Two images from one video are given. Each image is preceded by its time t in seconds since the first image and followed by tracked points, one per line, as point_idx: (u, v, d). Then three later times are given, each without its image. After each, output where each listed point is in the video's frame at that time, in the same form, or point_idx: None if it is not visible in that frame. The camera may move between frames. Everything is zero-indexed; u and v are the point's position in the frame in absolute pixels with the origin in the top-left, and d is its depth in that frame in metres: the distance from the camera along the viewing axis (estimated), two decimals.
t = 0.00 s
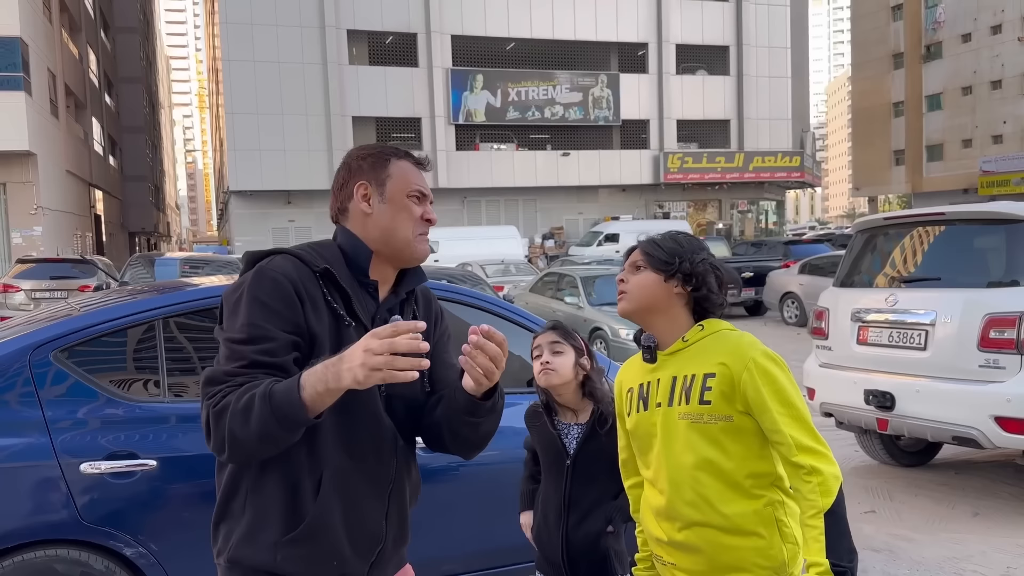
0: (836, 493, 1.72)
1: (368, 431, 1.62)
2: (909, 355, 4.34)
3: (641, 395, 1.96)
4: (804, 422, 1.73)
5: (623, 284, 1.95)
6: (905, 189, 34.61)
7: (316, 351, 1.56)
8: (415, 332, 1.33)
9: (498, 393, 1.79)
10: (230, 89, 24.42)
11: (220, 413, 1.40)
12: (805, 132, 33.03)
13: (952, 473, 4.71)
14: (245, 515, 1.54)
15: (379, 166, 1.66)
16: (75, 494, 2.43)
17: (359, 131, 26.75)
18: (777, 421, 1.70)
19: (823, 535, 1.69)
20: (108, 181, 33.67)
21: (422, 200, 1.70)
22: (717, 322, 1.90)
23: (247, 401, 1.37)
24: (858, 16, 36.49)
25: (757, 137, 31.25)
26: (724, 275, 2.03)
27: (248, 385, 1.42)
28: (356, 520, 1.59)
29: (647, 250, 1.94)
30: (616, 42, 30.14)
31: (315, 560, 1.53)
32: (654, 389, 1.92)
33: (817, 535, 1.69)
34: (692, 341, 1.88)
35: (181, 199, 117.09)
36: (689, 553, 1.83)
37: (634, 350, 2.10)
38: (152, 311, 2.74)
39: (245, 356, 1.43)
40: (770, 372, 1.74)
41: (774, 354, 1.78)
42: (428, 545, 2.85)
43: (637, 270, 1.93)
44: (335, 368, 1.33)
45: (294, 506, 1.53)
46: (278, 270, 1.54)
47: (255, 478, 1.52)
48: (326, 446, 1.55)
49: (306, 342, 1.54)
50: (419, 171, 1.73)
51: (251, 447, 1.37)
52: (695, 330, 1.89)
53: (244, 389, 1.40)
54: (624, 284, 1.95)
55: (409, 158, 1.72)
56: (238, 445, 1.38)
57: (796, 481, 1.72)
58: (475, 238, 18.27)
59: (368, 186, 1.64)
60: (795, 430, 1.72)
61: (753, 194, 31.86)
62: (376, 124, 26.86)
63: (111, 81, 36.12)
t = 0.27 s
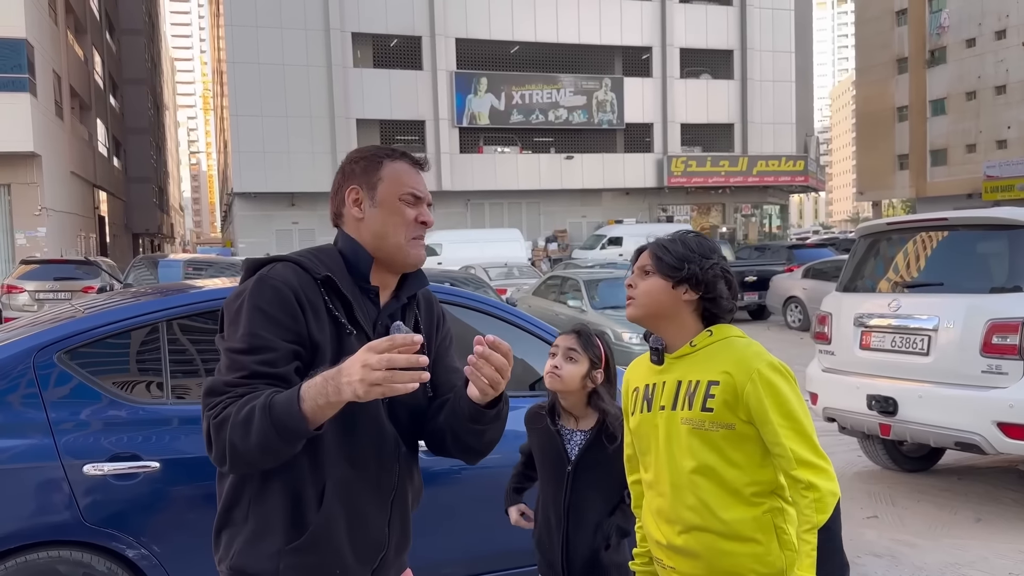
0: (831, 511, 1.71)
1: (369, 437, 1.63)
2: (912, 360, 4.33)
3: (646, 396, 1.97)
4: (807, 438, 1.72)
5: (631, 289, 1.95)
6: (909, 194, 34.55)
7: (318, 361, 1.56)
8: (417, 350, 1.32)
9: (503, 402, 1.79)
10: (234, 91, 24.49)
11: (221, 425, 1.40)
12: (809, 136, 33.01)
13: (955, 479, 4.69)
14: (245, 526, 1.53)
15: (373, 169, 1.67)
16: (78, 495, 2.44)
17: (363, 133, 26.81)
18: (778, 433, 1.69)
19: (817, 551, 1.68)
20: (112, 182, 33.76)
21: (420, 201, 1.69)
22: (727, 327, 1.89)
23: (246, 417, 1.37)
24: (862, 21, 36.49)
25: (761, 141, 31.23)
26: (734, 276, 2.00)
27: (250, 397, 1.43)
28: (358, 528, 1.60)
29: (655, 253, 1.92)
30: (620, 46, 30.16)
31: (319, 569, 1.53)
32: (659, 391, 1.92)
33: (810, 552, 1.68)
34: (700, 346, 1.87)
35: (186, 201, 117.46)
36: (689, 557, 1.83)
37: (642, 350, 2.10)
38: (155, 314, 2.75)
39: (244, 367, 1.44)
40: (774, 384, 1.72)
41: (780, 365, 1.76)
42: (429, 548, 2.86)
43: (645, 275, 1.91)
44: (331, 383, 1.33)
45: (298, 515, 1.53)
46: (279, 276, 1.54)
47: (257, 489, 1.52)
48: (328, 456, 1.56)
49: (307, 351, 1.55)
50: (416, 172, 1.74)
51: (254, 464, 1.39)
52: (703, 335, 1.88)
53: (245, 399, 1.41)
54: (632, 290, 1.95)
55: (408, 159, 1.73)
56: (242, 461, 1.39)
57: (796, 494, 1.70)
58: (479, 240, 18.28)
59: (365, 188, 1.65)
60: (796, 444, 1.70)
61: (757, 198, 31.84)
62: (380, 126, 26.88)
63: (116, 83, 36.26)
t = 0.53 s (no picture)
0: (822, 521, 1.66)
1: (372, 440, 1.65)
2: (911, 363, 4.34)
3: (649, 395, 1.99)
4: (804, 446, 1.71)
5: (639, 291, 1.96)
6: (909, 196, 34.57)
7: (325, 366, 1.57)
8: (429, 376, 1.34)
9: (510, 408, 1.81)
10: (236, 90, 24.50)
11: (228, 430, 1.41)
12: (809, 138, 33.03)
13: (953, 481, 4.71)
14: (249, 527, 1.54)
15: (402, 173, 1.68)
16: (80, 491, 2.46)
17: (364, 133, 26.84)
18: (775, 440, 1.70)
19: (805, 558, 1.65)
20: (113, 180, 33.76)
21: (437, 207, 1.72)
22: (733, 331, 1.90)
23: (253, 424, 1.38)
24: (864, 24, 36.52)
25: (762, 143, 31.25)
26: (743, 284, 2.01)
27: (257, 402, 1.44)
28: (361, 530, 1.62)
29: (665, 254, 1.92)
30: (622, 48, 30.19)
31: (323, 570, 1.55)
32: (662, 391, 1.95)
33: (797, 558, 1.65)
34: (705, 348, 1.88)
35: (187, 200, 117.55)
36: (687, 557, 1.85)
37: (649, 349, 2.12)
38: (157, 313, 2.77)
39: (251, 372, 1.45)
40: (775, 390, 1.73)
41: (782, 371, 1.77)
42: (429, 547, 2.88)
43: (653, 277, 1.92)
44: (339, 396, 1.35)
45: (302, 517, 1.55)
46: (287, 281, 1.55)
47: (261, 490, 1.53)
48: (332, 459, 1.58)
49: (315, 356, 1.56)
50: (436, 182, 1.76)
51: (261, 470, 1.40)
52: (708, 337, 1.89)
53: (253, 406, 1.42)
54: (640, 291, 1.95)
55: (432, 171, 1.76)
56: (248, 467, 1.40)
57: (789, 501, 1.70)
58: (479, 241, 18.29)
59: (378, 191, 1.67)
60: (793, 451, 1.70)
61: (757, 200, 31.87)
62: (381, 126, 26.89)
63: (117, 82, 36.27)
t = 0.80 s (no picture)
0: (818, 528, 1.69)
1: (382, 436, 1.67)
2: (906, 362, 4.37)
3: (653, 392, 2.01)
4: (804, 452, 1.73)
5: (645, 292, 1.97)
6: (907, 197, 34.66)
7: (337, 365, 1.59)
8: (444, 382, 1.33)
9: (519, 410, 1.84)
10: (234, 86, 24.46)
11: (246, 431, 1.43)
12: (808, 138, 33.06)
13: (948, 480, 4.74)
14: (259, 521, 1.56)
15: (372, 174, 1.69)
16: (80, 485, 2.47)
17: (363, 130, 26.83)
18: (775, 445, 1.71)
19: (803, 564, 1.68)
20: (111, 175, 33.69)
21: (412, 202, 1.69)
22: (740, 332, 1.91)
23: (271, 425, 1.40)
24: (863, 24, 36.56)
25: (760, 142, 31.29)
26: (749, 281, 2.01)
27: (273, 402, 1.45)
28: (368, 525, 1.64)
29: (669, 255, 1.93)
30: (621, 46, 30.19)
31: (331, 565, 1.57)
32: (666, 389, 1.96)
33: (795, 563, 1.68)
34: (711, 349, 1.89)
35: (185, 195, 117.39)
36: (685, 553, 1.88)
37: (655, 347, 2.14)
38: (157, 309, 2.79)
39: (266, 372, 1.46)
40: (779, 396, 1.74)
41: (786, 377, 1.78)
42: (426, 543, 2.90)
43: (658, 277, 1.93)
44: (358, 400, 1.36)
45: (311, 513, 1.56)
46: (298, 281, 1.56)
47: (272, 487, 1.54)
48: (341, 456, 1.59)
49: (328, 355, 1.57)
50: (423, 174, 1.73)
51: (278, 469, 1.42)
52: (714, 338, 1.90)
53: (270, 405, 1.43)
54: (645, 292, 1.96)
55: (408, 160, 1.71)
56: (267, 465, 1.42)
57: (786, 505, 1.72)
58: (477, 238, 18.31)
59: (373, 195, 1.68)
60: (792, 455, 1.71)
61: (755, 199, 31.91)
62: (380, 123, 26.87)
63: (115, 77, 36.19)
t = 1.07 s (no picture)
0: (818, 530, 1.71)
1: (389, 423, 1.68)
2: (900, 358, 4.40)
3: (659, 386, 2.03)
4: (805, 453, 1.74)
5: (655, 286, 1.97)
6: (902, 193, 34.75)
7: (340, 356, 1.60)
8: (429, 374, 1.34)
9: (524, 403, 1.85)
10: (230, 80, 24.37)
11: (251, 423, 1.45)
12: (804, 134, 33.10)
13: (941, 475, 4.78)
14: (269, 510, 1.58)
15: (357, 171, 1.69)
16: (79, 476, 2.48)
17: (359, 124, 26.77)
18: (776, 445, 1.73)
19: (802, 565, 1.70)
20: (106, 169, 33.56)
21: (397, 196, 1.67)
22: (748, 330, 1.90)
23: (274, 418, 1.41)
24: (860, 20, 36.58)
25: (757, 138, 31.31)
26: (758, 275, 1.99)
27: (277, 395, 1.47)
28: (377, 511, 1.66)
29: (678, 249, 1.93)
30: (618, 41, 30.15)
31: (338, 551, 1.59)
32: (672, 383, 1.98)
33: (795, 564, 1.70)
34: (718, 345, 1.89)
35: (180, 188, 117.03)
36: (683, 546, 1.91)
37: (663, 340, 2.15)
38: (155, 302, 2.79)
39: (269, 366, 1.48)
40: (782, 396, 1.74)
41: (791, 377, 1.78)
42: (424, 536, 2.92)
43: (668, 272, 1.93)
44: (350, 393, 1.37)
45: (320, 502, 1.58)
46: (297, 276, 1.57)
47: (282, 476, 1.56)
48: (347, 446, 1.60)
49: (330, 347, 1.58)
50: (404, 167, 1.70)
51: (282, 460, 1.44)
52: (721, 335, 1.90)
53: (273, 399, 1.45)
54: (654, 287, 1.97)
55: (390, 155, 1.69)
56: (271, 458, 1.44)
57: (786, 505, 1.74)
58: (474, 233, 18.30)
59: (369, 192, 1.67)
60: (794, 456, 1.73)
61: (751, 195, 31.95)
62: (376, 117, 26.81)
63: (110, 70, 36.01)
